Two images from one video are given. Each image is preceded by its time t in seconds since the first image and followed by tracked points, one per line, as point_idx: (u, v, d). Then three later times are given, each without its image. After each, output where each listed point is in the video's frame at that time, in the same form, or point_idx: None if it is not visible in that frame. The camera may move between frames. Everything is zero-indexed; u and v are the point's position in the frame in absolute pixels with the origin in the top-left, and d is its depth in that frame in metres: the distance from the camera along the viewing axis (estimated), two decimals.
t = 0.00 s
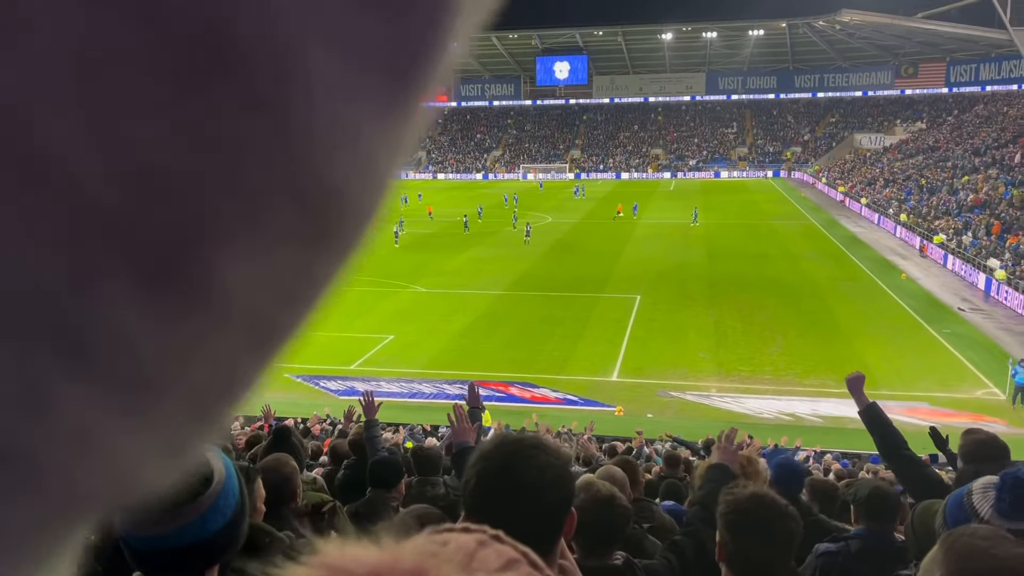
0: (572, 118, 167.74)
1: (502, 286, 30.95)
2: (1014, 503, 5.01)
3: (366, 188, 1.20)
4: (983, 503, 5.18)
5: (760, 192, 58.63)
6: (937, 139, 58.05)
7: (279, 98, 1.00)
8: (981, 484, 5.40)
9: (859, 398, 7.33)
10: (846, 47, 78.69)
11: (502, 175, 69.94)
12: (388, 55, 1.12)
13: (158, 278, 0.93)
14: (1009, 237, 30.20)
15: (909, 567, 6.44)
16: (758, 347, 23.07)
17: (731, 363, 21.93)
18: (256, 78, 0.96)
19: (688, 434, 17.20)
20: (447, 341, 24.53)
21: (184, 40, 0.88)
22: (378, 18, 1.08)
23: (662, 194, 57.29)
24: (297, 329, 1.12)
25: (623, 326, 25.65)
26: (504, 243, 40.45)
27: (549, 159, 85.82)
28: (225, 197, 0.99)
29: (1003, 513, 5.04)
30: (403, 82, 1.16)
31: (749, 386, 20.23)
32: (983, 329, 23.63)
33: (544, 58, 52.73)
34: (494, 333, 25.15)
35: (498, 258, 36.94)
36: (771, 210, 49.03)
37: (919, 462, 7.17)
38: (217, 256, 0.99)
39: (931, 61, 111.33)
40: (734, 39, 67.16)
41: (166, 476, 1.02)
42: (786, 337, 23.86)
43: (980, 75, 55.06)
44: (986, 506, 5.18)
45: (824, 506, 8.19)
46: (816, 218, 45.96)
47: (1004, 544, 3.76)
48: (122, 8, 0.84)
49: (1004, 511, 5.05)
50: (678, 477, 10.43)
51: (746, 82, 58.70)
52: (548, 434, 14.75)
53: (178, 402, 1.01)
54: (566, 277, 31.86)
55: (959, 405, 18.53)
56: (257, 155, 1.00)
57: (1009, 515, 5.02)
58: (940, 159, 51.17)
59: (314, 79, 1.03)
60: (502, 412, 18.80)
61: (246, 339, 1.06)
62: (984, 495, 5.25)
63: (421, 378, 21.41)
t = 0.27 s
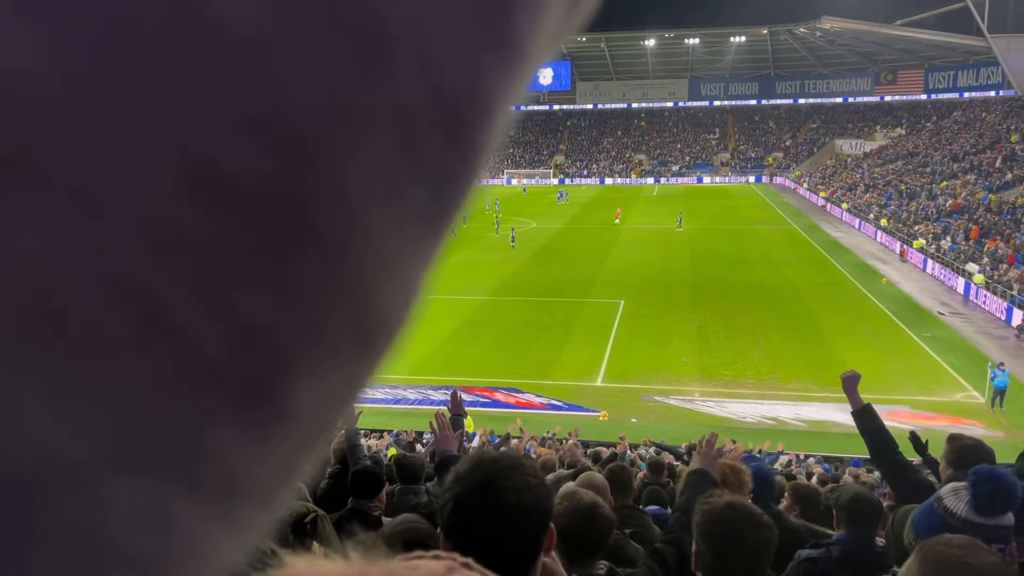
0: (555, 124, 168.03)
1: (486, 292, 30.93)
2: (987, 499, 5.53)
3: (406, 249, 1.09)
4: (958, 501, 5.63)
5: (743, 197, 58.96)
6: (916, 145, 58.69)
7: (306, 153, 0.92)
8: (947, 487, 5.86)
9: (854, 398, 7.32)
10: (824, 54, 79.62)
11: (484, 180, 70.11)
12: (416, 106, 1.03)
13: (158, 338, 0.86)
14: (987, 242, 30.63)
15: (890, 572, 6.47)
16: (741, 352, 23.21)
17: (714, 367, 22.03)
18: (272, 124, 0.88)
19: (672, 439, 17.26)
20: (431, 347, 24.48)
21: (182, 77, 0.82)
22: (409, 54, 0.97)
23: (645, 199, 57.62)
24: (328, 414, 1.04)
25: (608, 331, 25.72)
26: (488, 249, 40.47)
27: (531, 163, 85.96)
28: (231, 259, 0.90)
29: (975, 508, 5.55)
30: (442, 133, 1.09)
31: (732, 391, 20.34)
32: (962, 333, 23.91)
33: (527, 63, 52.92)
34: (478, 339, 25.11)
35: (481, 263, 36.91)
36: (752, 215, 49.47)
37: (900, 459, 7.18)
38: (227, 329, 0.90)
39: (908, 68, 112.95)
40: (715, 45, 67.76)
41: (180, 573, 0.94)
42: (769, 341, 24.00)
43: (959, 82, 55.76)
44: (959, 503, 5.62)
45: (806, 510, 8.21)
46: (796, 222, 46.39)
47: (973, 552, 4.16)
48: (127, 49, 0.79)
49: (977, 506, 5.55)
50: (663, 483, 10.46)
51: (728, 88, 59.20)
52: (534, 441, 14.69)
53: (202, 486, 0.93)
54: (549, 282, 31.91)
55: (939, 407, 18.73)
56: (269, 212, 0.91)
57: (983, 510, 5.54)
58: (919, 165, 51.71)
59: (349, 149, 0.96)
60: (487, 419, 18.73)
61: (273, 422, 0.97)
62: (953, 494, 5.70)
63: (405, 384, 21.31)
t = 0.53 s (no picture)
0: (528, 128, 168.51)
1: (459, 296, 30.91)
2: (952, 496, 5.58)
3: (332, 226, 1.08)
4: (921, 498, 5.72)
5: (713, 201, 59.57)
6: (882, 149, 59.77)
7: (216, 133, 0.91)
8: (911, 490, 5.96)
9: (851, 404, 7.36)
10: (793, 59, 80.79)
11: (457, 183, 70.11)
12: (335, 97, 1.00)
13: (140, 323, 0.91)
14: (951, 244, 31.26)
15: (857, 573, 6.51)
16: (712, 354, 23.41)
17: (686, 370, 22.21)
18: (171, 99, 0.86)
19: (644, 442, 17.37)
20: (403, 352, 24.41)
21: (82, 37, 0.82)
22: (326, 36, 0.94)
23: (617, 202, 57.99)
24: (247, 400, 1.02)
25: (580, 335, 25.82)
26: (461, 253, 40.43)
27: (505, 167, 86.12)
28: (136, 242, 0.90)
29: (939, 506, 5.59)
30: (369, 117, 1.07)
31: (703, 393, 20.51)
32: (928, 334, 24.35)
33: (499, 68, 53.05)
34: (451, 343, 25.07)
35: (455, 267, 36.88)
36: (723, 218, 50.00)
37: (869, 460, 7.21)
38: (134, 299, 0.91)
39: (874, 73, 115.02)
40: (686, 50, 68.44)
41: (72, 548, 0.92)
42: (740, 344, 24.24)
43: (923, 87, 56.94)
44: (923, 502, 5.70)
45: (773, 510, 8.28)
46: (766, 225, 46.95)
47: (938, 548, 3.97)
48: (18, 22, 0.80)
49: (940, 503, 5.61)
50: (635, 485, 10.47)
51: (699, 92, 59.79)
52: (506, 444, 14.67)
53: (113, 458, 0.93)
54: (523, 286, 31.99)
55: (906, 408, 19.03)
56: (177, 186, 0.91)
57: (948, 508, 5.58)
58: (885, 169, 52.67)
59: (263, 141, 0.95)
60: (459, 424, 18.72)
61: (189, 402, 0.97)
62: (918, 494, 5.80)
63: (377, 389, 21.21)
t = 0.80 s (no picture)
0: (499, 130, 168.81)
1: (430, 298, 30.83)
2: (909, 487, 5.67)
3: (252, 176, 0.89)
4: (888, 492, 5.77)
5: (682, 202, 60.13)
6: (846, 149, 60.76)
7: (80, 61, 0.68)
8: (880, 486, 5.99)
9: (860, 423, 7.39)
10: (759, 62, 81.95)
11: (427, 185, 70.01)
12: None
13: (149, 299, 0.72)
14: (914, 243, 31.90)
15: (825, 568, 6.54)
16: (682, 353, 23.60)
17: (656, 370, 22.37)
18: None
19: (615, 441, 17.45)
20: (374, 354, 24.27)
21: None
22: None
23: (587, 204, 58.33)
24: (169, 407, 0.82)
25: (552, 335, 25.89)
26: (431, 255, 40.35)
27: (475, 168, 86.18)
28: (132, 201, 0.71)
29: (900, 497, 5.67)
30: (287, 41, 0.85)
31: (673, 391, 20.68)
32: (893, 331, 24.78)
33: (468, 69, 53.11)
34: (422, 346, 24.98)
35: (425, 268, 36.80)
36: (692, 219, 50.49)
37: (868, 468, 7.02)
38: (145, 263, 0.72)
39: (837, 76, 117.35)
40: (655, 52, 69.03)
41: None
42: (709, 343, 24.46)
43: (885, 89, 58.00)
44: (889, 497, 5.75)
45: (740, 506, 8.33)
46: (735, 226, 47.49)
47: (909, 542, 3.79)
48: None
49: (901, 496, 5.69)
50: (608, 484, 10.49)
51: (667, 94, 60.33)
52: (478, 446, 14.61)
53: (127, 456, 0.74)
54: (494, 288, 32.01)
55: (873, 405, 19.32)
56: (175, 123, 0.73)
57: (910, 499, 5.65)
58: (849, 170, 53.56)
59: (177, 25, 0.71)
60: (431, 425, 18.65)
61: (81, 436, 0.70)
62: (883, 489, 5.83)
63: (348, 392, 21.05)
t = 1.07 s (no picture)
0: (472, 129, 168.62)
1: (403, 298, 30.78)
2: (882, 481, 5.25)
3: (170, 191, 1.49)
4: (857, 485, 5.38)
5: (654, 200, 60.55)
6: (815, 147, 61.59)
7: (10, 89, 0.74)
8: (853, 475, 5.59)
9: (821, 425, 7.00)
10: (729, 61, 82.89)
11: (401, 184, 69.89)
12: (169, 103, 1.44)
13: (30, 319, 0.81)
14: (880, 240, 32.48)
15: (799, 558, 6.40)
16: (654, 350, 23.80)
17: (628, 367, 22.54)
18: None
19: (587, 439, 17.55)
20: (347, 355, 24.18)
21: None
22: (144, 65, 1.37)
23: (560, 203, 58.63)
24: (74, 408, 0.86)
25: (525, 334, 25.98)
26: (404, 254, 40.28)
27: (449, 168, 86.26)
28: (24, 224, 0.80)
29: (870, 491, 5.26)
30: (197, 98, 1.47)
31: (646, 388, 20.82)
32: (861, 326, 25.19)
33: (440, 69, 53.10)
34: (396, 346, 24.93)
35: (398, 268, 36.73)
36: (664, 217, 50.95)
37: (833, 468, 6.93)
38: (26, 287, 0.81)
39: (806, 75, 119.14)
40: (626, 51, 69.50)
41: None
42: (681, 340, 24.69)
43: (852, 88, 58.86)
44: (860, 489, 5.35)
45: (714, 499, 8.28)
46: (706, 224, 48.00)
47: (870, 531, 3.62)
48: None
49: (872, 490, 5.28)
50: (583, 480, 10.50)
51: (639, 93, 60.79)
52: (453, 445, 14.59)
53: None
54: (467, 287, 32.04)
55: (840, 399, 19.61)
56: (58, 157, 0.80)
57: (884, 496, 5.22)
58: (818, 167, 54.35)
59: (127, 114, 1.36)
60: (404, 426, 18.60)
61: (45, 327, 1.31)
62: (855, 480, 5.43)
63: (320, 394, 20.94)
